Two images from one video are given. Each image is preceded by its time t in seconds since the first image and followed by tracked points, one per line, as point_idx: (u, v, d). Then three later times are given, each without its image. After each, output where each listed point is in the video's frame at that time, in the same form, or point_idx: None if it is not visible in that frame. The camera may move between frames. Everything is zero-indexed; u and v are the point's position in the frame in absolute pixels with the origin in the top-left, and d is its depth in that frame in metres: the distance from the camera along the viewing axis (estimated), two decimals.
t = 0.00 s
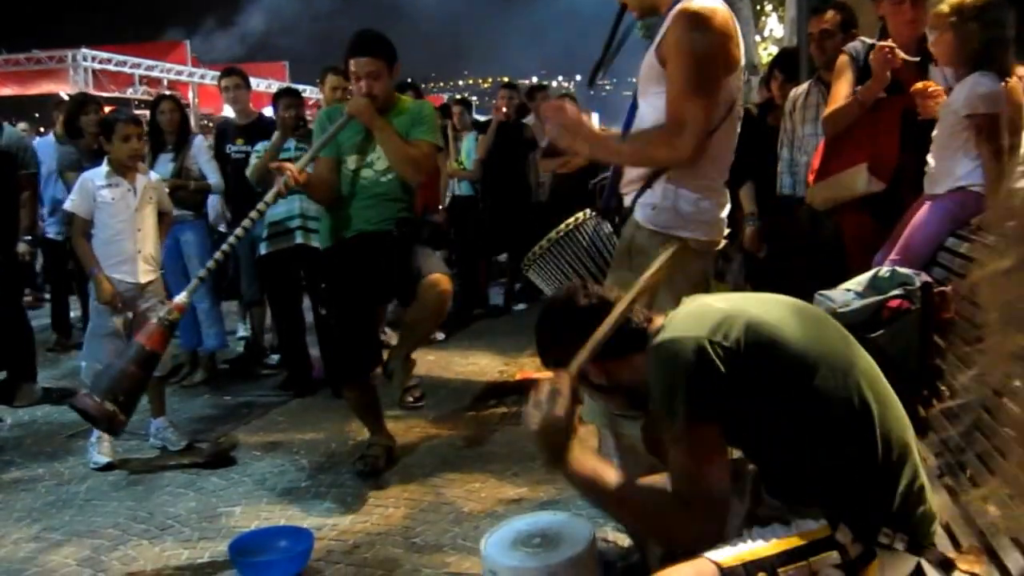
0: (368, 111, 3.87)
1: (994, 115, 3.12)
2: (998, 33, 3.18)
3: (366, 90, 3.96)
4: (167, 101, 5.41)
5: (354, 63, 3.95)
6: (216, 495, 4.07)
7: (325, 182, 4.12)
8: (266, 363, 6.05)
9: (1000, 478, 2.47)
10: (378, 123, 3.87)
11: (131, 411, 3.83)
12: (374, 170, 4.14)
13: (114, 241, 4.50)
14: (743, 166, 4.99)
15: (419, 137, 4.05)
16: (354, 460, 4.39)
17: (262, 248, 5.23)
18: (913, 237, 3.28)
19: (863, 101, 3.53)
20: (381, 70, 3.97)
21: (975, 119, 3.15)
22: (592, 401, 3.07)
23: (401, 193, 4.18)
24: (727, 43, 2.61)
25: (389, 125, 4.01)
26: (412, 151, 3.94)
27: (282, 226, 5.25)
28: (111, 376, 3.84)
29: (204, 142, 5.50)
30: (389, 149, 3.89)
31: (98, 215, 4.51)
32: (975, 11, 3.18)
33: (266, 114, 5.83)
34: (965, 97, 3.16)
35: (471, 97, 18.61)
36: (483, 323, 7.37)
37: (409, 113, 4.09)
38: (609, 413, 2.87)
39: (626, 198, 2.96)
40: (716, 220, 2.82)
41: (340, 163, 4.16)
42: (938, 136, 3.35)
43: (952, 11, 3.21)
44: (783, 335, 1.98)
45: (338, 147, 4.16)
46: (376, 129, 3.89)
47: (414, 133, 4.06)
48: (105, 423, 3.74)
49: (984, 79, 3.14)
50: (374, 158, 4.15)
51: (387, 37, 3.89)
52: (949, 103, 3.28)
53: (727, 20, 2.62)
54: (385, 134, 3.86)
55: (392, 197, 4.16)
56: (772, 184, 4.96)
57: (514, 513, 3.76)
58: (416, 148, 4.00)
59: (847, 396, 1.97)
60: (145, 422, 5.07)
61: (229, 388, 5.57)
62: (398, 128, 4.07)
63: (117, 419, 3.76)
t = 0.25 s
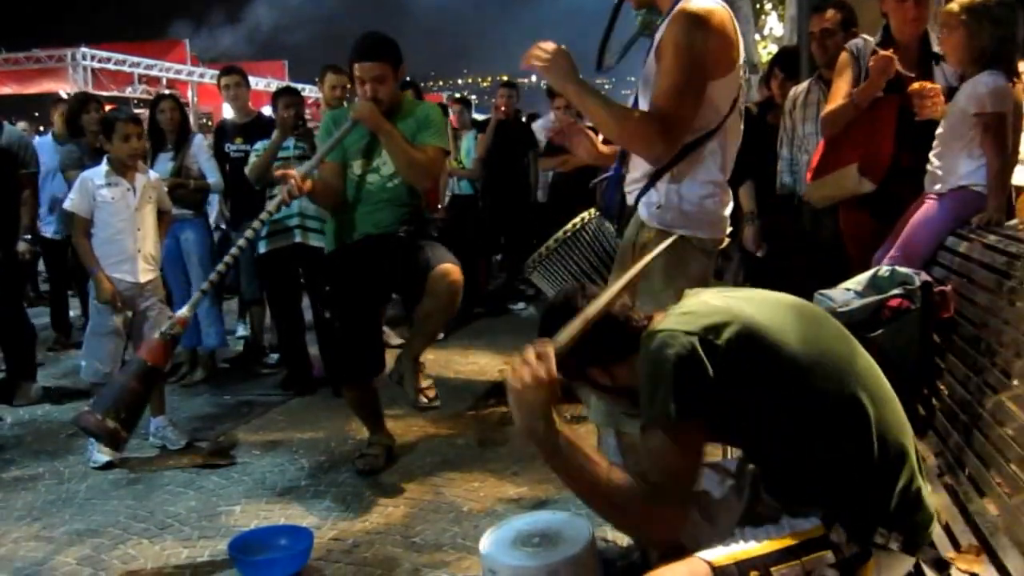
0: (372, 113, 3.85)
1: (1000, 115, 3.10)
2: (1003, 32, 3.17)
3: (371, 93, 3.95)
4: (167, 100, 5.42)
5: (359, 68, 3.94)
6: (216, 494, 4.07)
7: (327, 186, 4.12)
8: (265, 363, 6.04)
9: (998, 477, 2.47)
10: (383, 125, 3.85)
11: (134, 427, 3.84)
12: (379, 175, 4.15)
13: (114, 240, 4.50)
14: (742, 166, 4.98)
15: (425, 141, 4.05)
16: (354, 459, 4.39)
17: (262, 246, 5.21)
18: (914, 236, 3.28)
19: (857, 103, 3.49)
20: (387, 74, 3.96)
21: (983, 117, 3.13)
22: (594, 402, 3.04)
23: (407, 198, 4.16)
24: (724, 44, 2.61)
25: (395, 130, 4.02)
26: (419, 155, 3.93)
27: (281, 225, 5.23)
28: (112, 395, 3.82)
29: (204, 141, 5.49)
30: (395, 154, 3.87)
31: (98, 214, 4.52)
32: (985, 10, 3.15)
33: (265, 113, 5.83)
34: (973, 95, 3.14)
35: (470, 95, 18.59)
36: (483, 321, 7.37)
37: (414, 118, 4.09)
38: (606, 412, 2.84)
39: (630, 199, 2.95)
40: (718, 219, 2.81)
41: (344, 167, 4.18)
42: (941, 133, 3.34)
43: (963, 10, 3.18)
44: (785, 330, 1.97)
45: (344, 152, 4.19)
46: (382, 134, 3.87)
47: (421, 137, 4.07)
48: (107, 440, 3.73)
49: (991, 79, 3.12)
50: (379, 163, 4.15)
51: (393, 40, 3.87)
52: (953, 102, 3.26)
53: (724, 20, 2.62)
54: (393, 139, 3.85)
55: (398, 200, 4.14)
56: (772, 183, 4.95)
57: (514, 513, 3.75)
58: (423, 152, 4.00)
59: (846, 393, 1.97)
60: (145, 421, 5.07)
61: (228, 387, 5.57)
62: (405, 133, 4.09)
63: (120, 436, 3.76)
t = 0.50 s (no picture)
0: (387, 116, 3.80)
1: (1004, 116, 3.10)
2: (1005, 33, 3.16)
3: (386, 96, 3.95)
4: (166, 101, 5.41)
5: (374, 69, 3.92)
6: (215, 494, 4.08)
7: (340, 190, 4.09)
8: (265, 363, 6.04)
9: (996, 479, 2.46)
10: (399, 129, 3.82)
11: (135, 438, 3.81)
12: (394, 178, 4.14)
13: (114, 240, 4.51)
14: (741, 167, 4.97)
15: (441, 144, 4.03)
16: (353, 460, 4.39)
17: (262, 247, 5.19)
18: (914, 237, 3.25)
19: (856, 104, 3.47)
20: (401, 76, 3.94)
21: (989, 116, 3.11)
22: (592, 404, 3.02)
23: (422, 203, 4.18)
24: (725, 49, 2.62)
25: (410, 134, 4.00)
26: (433, 160, 3.93)
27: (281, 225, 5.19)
28: (113, 407, 3.80)
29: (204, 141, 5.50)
30: (411, 159, 3.87)
31: (97, 215, 4.51)
32: (988, 11, 3.15)
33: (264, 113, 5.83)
34: (978, 96, 3.13)
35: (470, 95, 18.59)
36: (483, 321, 7.37)
37: (430, 119, 4.06)
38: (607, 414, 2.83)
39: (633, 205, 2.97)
40: (722, 221, 2.83)
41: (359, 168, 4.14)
42: (942, 135, 3.34)
43: (968, 11, 3.17)
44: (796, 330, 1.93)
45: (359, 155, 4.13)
46: (397, 138, 3.83)
47: (436, 140, 4.04)
48: (111, 451, 3.73)
49: (997, 79, 3.12)
50: (394, 166, 4.14)
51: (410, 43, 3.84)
52: (956, 103, 3.25)
53: (723, 23, 2.61)
54: (410, 144, 3.83)
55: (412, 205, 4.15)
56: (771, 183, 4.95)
57: (512, 513, 3.76)
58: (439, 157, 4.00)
59: (850, 393, 1.94)
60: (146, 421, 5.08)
61: (228, 388, 5.57)
62: (420, 136, 4.04)
63: (122, 446, 3.75)
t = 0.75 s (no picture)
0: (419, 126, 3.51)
1: (1006, 117, 3.09)
2: (1007, 35, 3.15)
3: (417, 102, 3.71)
4: (166, 102, 5.43)
5: (404, 74, 3.68)
6: (214, 496, 4.08)
7: (368, 198, 3.93)
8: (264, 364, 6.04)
9: (994, 483, 2.46)
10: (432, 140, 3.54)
11: (138, 446, 3.77)
12: (427, 187, 3.90)
13: (114, 242, 4.51)
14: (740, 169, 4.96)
15: (477, 153, 3.73)
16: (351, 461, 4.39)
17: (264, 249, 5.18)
18: (914, 239, 3.23)
19: (855, 106, 3.46)
20: (433, 81, 3.68)
21: (990, 119, 3.11)
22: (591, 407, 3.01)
23: (459, 213, 3.91)
24: (726, 51, 2.60)
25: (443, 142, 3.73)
26: (467, 168, 3.62)
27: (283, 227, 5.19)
28: (123, 414, 3.78)
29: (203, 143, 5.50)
30: (442, 169, 3.57)
31: (97, 216, 4.51)
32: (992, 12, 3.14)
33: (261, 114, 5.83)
34: (980, 98, 3.12)
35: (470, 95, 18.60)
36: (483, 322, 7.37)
37: (466, 126, 3.76)
38: (608, 417, 2.82)
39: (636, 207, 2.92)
40: (726, 223, 2.78)
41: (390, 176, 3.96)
42: (942, 138, 3.30)
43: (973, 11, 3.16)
44: (807, 334, 1.93)
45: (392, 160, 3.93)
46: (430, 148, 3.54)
47: (473, 148, 3.74)
48: (116, 458, 3.68)
49: (998, 80, 3.11)
50: (427, 174, 3.91)
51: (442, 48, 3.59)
52: (958, 104, 3.22)
53: (722, 26, 2.60)
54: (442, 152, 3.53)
55: (448, 218, 3.90)
56: (771, 185, 4.94)
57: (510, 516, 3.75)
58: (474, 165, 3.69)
59: (856, 394, 1.93)
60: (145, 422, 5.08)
61: (228, 389, 5.57)
62: (455, 144, 3.76)
63: (127, 454, 3.71)
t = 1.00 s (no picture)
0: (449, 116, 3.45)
1: (1005, 120, 3.10)
2: (1006, 39, 3.15)
3: (444, 90, 3.64)
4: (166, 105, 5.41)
5: (433, 61, 3.61)
6: (213, 498, 4.07)
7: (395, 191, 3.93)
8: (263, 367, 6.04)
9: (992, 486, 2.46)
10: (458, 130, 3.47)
11: (146, 426, 3.63)
12: (455, 179, 3.88)
13: (114, 244, 4.51)
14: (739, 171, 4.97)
15: (504, 143, 3.65)
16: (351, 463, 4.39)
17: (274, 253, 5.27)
18: (914, 240, 3.23)
19: (856, 109, 3.47)
20: (461, 69, 3.61)
21: (989, 122, 3.12)
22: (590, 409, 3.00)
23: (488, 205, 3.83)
24: (719, 47, 2.60)
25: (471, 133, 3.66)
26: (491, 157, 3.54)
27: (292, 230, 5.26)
28: (133, 394, 3.68)
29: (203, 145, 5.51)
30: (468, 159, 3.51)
31: (97, 219, 4.51)
32: (991, 15, 3.14)
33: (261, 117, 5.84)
34: (979, 100, 3.12)
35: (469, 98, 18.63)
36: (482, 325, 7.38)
37: (496, 116, 3.68)
38: (607, 419, 2.82)
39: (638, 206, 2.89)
40: (730, 224, 2.77)
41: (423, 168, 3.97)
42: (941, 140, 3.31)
43: (972, 14, 3.16)
44: (818, 334, 1.93)
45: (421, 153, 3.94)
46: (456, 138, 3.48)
47: (500, 138, 3.66)
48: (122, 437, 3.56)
49: (996, 83, 3.12)
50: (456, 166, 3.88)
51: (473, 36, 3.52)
52: (956, 106, 3.22)
53: (713, 22, 2.60)
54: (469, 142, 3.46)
55: (477, 208, 3.84)
56: (770, 188, 4.95)
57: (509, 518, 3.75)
58: (502, 155, 3.61)
59: (866, 399, 1.94)
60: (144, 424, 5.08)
61: (227, 392, 5.57)
62: (483, 134, 3.70)
63: (133, 434, 3.58)
